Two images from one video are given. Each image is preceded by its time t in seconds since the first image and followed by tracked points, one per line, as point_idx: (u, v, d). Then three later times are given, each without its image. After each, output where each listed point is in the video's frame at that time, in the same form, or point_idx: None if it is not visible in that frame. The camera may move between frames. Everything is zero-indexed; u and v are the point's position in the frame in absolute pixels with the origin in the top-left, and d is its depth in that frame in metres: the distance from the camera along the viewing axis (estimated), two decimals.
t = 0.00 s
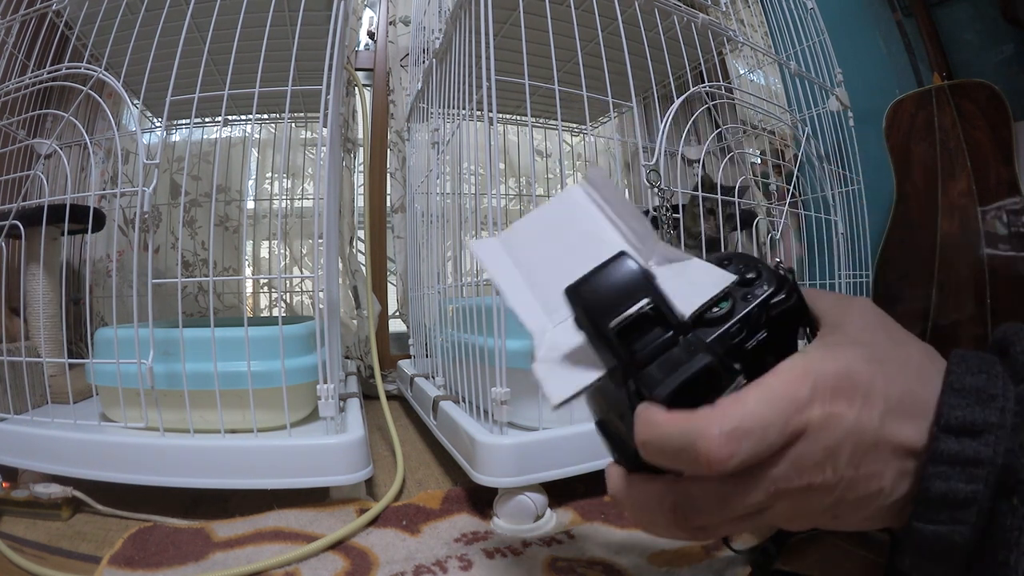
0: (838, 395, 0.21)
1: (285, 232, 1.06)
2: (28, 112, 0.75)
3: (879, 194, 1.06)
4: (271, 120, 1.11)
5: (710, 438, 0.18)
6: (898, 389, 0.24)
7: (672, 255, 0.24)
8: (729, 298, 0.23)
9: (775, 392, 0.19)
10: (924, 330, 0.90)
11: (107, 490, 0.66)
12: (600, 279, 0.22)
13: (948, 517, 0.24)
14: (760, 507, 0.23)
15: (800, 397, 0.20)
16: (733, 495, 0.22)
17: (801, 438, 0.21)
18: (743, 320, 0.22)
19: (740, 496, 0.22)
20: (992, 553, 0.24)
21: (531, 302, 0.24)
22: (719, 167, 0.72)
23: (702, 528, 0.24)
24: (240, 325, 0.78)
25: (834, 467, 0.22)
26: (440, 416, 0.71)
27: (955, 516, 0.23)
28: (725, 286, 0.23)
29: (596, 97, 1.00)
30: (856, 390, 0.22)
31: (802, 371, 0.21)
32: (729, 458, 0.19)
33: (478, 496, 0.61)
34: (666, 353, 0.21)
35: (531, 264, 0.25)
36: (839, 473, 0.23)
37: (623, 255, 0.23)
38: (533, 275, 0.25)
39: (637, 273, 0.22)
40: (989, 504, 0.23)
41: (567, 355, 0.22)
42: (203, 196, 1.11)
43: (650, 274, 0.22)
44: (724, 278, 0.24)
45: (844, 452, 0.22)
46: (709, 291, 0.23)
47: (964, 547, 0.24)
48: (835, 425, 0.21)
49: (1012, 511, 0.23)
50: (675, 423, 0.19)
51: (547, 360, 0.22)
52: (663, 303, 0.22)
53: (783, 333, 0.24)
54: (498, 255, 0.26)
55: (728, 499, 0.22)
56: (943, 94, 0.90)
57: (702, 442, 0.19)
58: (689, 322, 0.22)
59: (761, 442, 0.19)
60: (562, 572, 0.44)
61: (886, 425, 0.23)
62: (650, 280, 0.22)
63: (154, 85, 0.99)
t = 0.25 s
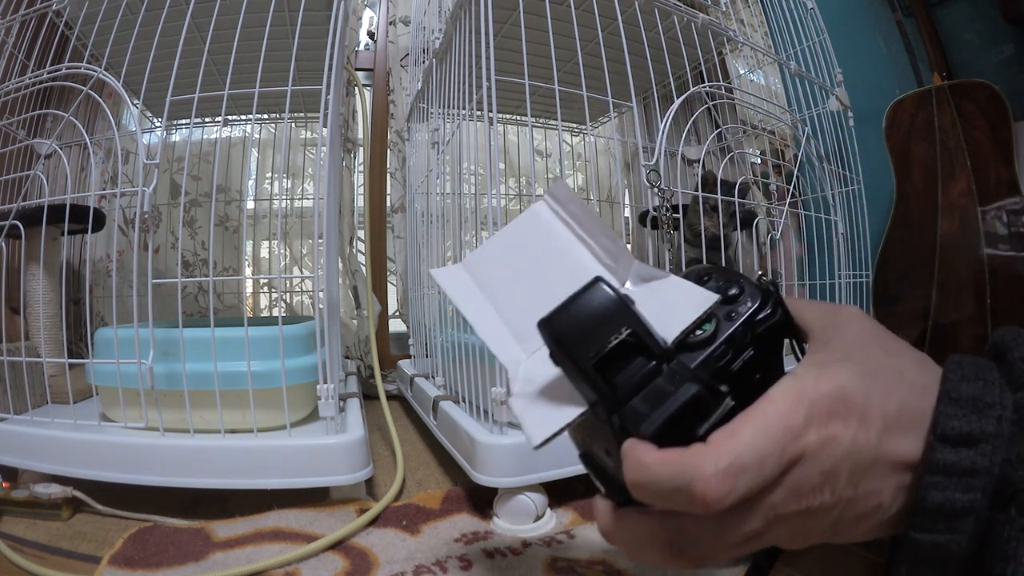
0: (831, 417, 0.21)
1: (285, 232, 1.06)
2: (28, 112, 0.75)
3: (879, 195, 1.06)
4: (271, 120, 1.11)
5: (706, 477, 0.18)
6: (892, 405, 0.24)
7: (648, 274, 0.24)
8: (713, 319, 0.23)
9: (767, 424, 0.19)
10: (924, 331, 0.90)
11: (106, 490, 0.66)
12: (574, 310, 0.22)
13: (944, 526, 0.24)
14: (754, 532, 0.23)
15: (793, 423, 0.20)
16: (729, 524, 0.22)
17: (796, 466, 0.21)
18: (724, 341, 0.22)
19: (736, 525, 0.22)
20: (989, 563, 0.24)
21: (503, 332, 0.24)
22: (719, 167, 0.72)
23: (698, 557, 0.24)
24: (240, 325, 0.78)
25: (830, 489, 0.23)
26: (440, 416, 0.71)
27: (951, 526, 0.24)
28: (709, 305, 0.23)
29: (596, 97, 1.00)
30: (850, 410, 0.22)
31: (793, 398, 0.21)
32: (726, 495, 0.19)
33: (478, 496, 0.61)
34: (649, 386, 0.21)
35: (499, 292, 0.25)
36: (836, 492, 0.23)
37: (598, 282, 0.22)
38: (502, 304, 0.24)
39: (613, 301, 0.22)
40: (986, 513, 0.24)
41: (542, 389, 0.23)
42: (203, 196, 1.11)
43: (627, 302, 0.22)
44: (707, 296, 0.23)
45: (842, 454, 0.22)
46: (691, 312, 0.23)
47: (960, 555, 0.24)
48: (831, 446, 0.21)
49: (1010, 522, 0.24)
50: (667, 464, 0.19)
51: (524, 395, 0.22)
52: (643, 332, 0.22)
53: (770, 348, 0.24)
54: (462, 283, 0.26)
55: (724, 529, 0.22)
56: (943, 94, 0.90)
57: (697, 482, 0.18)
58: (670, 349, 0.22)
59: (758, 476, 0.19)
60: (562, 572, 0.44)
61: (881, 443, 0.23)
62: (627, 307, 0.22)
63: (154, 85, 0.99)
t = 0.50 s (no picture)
0: (826, 423, 0.21)
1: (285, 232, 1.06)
2: (28, 112, 0.75)
3: (880, 194, 1.06)
4: (271, 120, 1.11)
5: (695, 490, 0.19)
6: (895, 407, 0.24)
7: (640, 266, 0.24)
8: (706, 314, 0.22)
9: (758, 434, 0.20)
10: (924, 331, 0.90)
11: (106, 490, 0.66)
12: (559, 320, 0.22)
13: (948, 528, 0.24)
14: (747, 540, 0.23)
15: (786, 431, 0.20)
16: (721, 531, 0.22)
17: (788, 473, 0.21)
18: (719, 337, 0.22)
19: (729, 532, 0.22)
20: (991, 566, 0.25)
21: (498, 339, 0.25)
22: (719, 167, 0.72)
23: (693, 559, 0.24)
24: (240, 326, 0.78)
25: (826, 495, 0.23)
26: (440, 416, 0.71)
27: (955, 527, 0.24)
28: (702, 300, 0.22)
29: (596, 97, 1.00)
30: (846, 416, 0.22)
31: (786, 404, 0.21)
32: (716, 506, 0.19)
33: (478, 496, 0.61)
34: (641, 391, 0.21)
35: (493, 300, 0.25)
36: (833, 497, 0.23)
37: (584, 290, 0.23)
38: (497, 311, 0.25)
39: (599, 307, 0.22)
40: (989, 514, 0.24)
41: (538, 394, 0.23)
42: (203, 196, 1.11)
43: (614, 308, 0.22)
44: (698, 291, 0.23)
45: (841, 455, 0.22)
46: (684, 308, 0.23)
47: (962, 557, 0.25)
48: (826, 453, 0.22)
49: (1014, 526, 0.24)
50: (658, 476, 0.19)
51: (519, 404, 0.23)
52: (632, 336, 0.22)
53: (768, 339, 0.23)
54: (456, 293, 0.26)
55: (716, 535, 0.22)
56: (943, 94, 0.90)
57: (686, 494, 0.19)
58: (663, 350, 0.22)
59: (748, 487, 0.19)
60: (562, 572, 0.44)
61: (880, 447, 0.23)
62: (614, 311, 0.22)
63: (154, 85, 0.99)
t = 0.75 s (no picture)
0: (832, 420, 0.21)
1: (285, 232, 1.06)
2: (28, 111, 0.75)
3: (880, 194, 1.06)
4: (271, 120, 1.11)
5: (706, 465, 0.18)
6: (899, 393, 0.24)
7: (645, 250, 0.25)
8: (715, 296, 0.23)
9: (769, 412, 0.19)
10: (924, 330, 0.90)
11: (106, 490, 0.66)
12: (573, 292, 0.21)
13: (948, 517, 0.24)
14: (759, 522, 0.23)
15: (796, 409, 0.20)
16: (728, 514, 0.22)
17: (797, 454, 0.21)
18: (727, 318, 0.22)
19: (737, 514, 0.22)
20: (992, 555, 0.25)
21: (502, 317, 0.25)
22: (719, 167, 0.72)
23: (701, 544, 0.24)
24: (240, 325, 0.78)
25: (833, 477, 0.23)
26: (440, 416, 0.71)
27: (954, 515, 0.24)
28: (710, 283, 0.23)
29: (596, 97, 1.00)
30: (855, 395, 0.22)
31: (795, 383, 0.20)
32: (727, 484, 0.18)
33: (478, 496, 0.61)
34: (650, 368, 0.21)
35: (497, 278, 0.25)
36: (839, 480, 0.23)
37: (594, 261, 0.22)
38: (501, 289, 0.25)
39: (609, 283, 0.21)
40: (989, 503, 0.24)
41: (542, 372, 0.23)
42: (203, 196, 1.11)
43: (625, 281, 0.22)
44: (707, 274, 0.23)
45: (847, 440, 0.22)
46: (691, 290, 0.23)
47: (962, 545, 0.25)
48: (834, 433, 0.21)
49: (1015, 514, 0.24)
50: (668, 452, 0.19)
51: (522, 380, 0.23)
52: (643, 312, 0.21)
53: (774, 323, 0.23)
54: (460, 270, 0.26)
55: (724, 518, 0.22)
56: (943, 94, 0.90)
57: (697, 470, 0.18)
58: (672, 329, 0.22)
59: (760, 464, 0.19)
60: (562, 572, 0.44)
61: (888, 429, 0.23)
62: (624, 288, 0.21)
63: (154, 85, 0.99)
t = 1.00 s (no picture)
0: (837, 420, 0.21)
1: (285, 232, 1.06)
2: (28, 111, 0.75)
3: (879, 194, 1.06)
4: (270, 120, 1.11)
5: (720, 462, 0.18)
6: (905, 391, 0.24)
7: (655, 255, 0.25)
8: (723, 299, 0.23)
9: (781, 410, 0.19)
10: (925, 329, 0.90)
11: (107, 490, 0.66)
12: (584, 294, 0.21)
13: (953, 512, 0.24)
14: (771, 519, 0.23)
15: (807, 408, 0.20)
16: (741, 513, 0.22)
17: (808, 451, 0.21)
18: (737, 321, 0.22)
19: (748, 514, 0.22)
20: (998, 549, 0.25)
21: (511, 320, 0.24)
22: (719, 167, 0.72)
23: (713, 544, 0.24)
24: (240, 326, 0.78)
25: (841, 475, 0.23)
26: (440, 416, 0.71)
27: (960, 511, 0.24)
28: (719, 286, 0.23)
29: (596, 97, 1.00)
30: (861, 394, 0.22)
31: (805, 381, 0.20)
32: (742, 480, 0.18)
33: (478, 496, 0.61)
34: (661, 369, 0.21)
35: (507, 283, 0.25)
36: (846, 478, 0.23)
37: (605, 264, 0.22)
38: (511, 294, 0.25)
39: (622, 284, 0.21)
40: (995, 498, 0.24)
41: (553, 374, 0.22)
42: (203, 196, 1.11)
43: (636, 283, 0.21)
44: (717, 278, 0.23)
45: (853, 436, 0.22)
46: (701, 294, 0.23)
47: (968, 540, 0.25)
48: (841, 431, 0.21)
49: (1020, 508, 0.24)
50: (682, 450, 0.18)
51: (534, 383, 0.22)
52: (654, 314, 0.21)
53: (783, 326, 0.24)
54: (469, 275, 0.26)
55: (737, 517, 0.23)
56: (943, 94, 0.90)
57: (712, 467, 0.18)
58: (682, 331, 0.22)
59: (773, 461, 0.19)
60: (562, 572, 0.44)
61: (893, 426, 0.24)
62: (637, 290, 0.21)
63: (154, 84, 0.99)
